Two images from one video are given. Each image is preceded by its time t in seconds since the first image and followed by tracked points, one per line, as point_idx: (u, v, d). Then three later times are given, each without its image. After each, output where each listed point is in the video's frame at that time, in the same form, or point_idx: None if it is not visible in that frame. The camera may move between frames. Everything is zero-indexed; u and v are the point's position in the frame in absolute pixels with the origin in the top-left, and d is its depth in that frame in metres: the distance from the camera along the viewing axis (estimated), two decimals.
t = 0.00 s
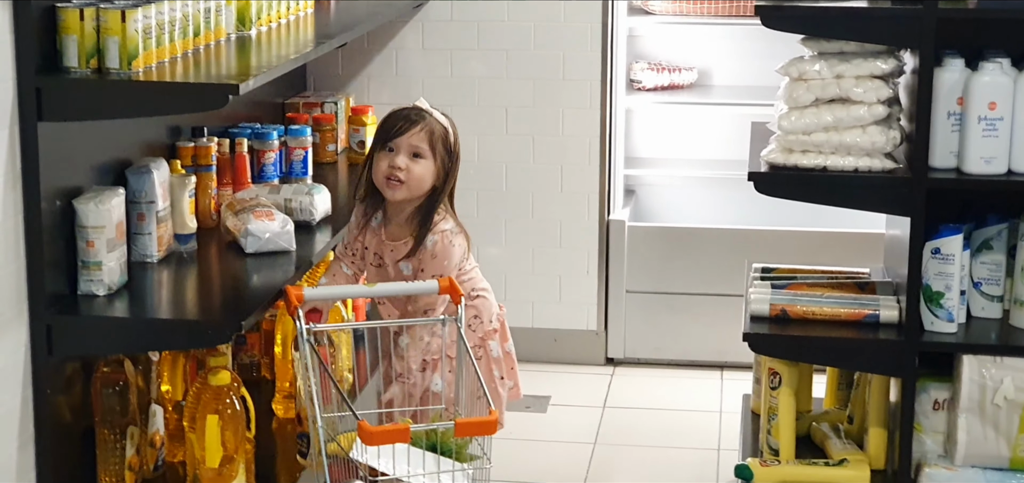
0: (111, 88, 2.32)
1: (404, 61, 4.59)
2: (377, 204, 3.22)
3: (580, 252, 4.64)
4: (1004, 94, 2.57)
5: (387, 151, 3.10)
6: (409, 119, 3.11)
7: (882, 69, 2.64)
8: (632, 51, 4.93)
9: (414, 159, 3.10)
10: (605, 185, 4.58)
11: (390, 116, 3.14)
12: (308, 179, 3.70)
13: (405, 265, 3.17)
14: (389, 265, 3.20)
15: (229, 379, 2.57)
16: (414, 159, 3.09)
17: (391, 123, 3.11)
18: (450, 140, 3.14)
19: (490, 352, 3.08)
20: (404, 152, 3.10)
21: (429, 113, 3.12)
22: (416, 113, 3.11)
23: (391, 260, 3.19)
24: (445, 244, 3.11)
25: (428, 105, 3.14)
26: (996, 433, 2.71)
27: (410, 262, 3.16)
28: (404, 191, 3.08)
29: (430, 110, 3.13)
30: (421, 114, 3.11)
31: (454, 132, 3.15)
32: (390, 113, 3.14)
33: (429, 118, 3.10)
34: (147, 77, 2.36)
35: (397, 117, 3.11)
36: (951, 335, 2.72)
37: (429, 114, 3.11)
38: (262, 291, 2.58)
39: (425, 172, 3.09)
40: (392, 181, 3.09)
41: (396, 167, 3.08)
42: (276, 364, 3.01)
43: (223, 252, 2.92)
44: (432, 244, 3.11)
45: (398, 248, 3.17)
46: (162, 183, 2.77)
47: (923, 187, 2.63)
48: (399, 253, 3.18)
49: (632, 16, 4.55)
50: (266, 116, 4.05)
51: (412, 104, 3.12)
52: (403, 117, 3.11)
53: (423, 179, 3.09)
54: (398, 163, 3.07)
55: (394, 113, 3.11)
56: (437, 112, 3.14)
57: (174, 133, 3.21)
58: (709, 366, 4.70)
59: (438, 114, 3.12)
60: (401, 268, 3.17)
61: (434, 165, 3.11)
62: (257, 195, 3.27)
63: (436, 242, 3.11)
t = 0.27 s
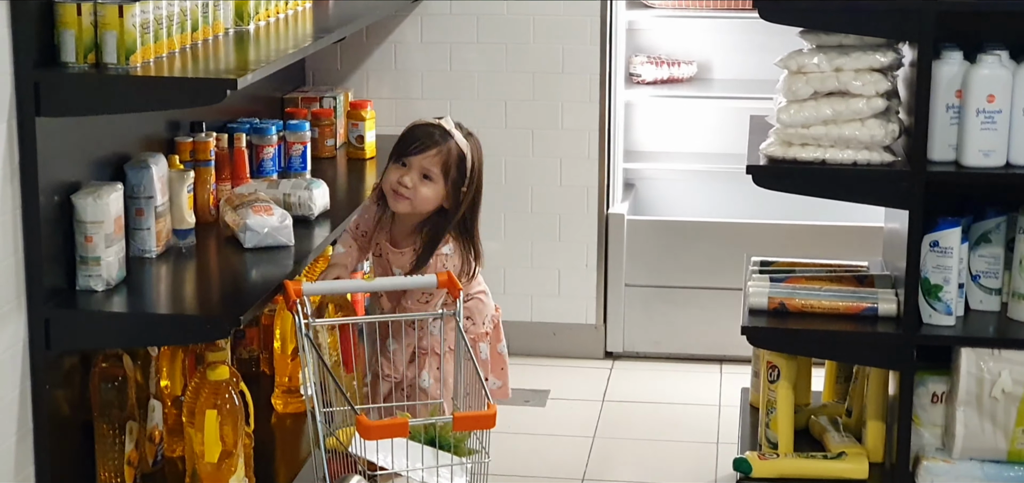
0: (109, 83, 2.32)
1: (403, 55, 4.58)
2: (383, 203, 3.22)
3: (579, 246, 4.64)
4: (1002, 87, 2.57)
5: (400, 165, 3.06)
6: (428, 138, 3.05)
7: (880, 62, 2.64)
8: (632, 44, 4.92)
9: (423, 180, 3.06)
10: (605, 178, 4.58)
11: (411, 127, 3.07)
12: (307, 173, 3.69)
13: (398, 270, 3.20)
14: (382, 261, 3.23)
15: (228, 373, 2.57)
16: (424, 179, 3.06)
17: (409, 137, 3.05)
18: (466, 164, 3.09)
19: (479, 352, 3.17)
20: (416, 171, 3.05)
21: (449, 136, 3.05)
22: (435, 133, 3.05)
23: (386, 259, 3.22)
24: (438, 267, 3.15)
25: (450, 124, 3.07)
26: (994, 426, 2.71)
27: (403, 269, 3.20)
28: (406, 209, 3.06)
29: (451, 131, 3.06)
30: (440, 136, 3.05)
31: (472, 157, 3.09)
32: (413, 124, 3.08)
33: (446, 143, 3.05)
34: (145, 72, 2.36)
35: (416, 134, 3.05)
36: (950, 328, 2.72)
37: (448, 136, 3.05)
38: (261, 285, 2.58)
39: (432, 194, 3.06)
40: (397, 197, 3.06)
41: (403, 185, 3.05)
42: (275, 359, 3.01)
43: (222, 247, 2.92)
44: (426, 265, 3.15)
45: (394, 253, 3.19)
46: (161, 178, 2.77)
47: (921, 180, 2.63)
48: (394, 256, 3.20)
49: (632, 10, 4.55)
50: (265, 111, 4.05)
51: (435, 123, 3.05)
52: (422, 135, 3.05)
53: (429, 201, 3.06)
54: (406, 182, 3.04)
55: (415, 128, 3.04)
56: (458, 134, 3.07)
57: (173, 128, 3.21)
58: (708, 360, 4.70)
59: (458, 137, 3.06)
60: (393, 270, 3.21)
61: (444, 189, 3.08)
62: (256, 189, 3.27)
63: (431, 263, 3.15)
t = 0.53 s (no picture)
0: (106, 82, 2.32)
1: (400, 53, 4.59)
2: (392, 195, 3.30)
3: (576, 244, 4.64)
4: (998, 85, 2.57)
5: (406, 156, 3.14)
6: (434, 129, 3.12)
7: (877, 60, 2.64)
8: (629, 43, 4.92)
9: (428, 171, 3.13)
10: (602, 177, 4.58)
11: (419, 119, 3.15)
12: (305, 173, 3.68)
13: (400, 259, 3.27)
14: (388, 250, 3.30)
15: (225, 373, 2.57)
16: (429, 171, 3.13)
17: (416, 128, 3.13)
18: (471, 157, 3.15)
19: (478, 350, 3.24)
20: (421, 162, 3.13)
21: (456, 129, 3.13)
22: (441, 125, 3.12)
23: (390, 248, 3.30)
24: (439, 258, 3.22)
25: (457, 117, 3.14)
26: (991, 423, 2.72)
27: (404, 258, 3.26)
28: (411, 198, 3.14)
29: (457, 124, 3.13)
30: (446, 128, 3.12)
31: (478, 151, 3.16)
32: (421, 115, 3.15)
33: (452, 134, 3.12)
34: (142, 72, 2.35)
35: (422, 125, 3.13)
36: (947, 325, 2.72)
37: (454, 129, 3.13)
38: (258, 284, 2.58)
39: (436, 185, 3.13)
40: (402, 186, 3.14)
41: (408, 175, 3.12)
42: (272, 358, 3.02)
43: (219, 246, 2.91)
44: (428, 254, 3.23)
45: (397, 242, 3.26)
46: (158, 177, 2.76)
47: (918, 177, 2.63)
48: (397, 246, 3.27)
49: (629, 8, 4.55)
50: (262, 110, 4.05)
51: (442, 114, 3.13)
52: (428, 127, 3.12)
53: (434, 192, 3.13)
54: (410, 173, 3.12)
55: (422, 120, 3.12)
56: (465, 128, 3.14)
57: (170, 127, 3.21)
58: (706, 358, 4.70)
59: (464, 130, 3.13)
60: (396, 259, 3.28)
61: (448, 180, 3.14)
62: (253, 188, 3.27)
63: (432, 254, 3.23)
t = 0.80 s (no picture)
0: (101, 84, 2.32)
1: (396, 53, 4.59)
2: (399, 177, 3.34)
3: (573, 243, 4.64)
4: (993, 84, 2.57)
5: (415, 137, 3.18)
6: (442, 111, 3.18)
7: (872, 59, 2.64)
8: (625, 42, 4.93)
9: (437, 151, 3.18)
10: (599, 176, 4.58)
11: (427, 101, 3.20)
12: (301, 173, 3.69)
13: (405, 238, 3.30)
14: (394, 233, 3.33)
15: (222, 374, 2.57)
16: (437, 152, 3.18)
17: (424, 110, 3.19)
18: (478, 139, 3.21)
19: (473, 346, 3.31)
20: (430, 143, 3.18)
21: (462, 109, 3.19)
22: (449, 106, 3.18)
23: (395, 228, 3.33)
24: (444, 239, 3.25)
25: (465, 100, 3.20)
26: (987, 421, 2.72)
27: (409, 238, 3.29)
28: (421, 179, 3.18)
29: (464, 106, 3.19)
30: (454, 109, 3.18)
31: (484, 133, 3.22)
32: (429, 98, 3.21)
33: (460, 114, 3.18)
34: (137, 73, 2.35)
35: (431, 107, 3.18)
36: (942, 324, 2.72)
37: (462, 111, 3.19)
38: (254, 285, 2.58)
39: (445, 165, 3.18)
40: (411, 167, 3.18)
41: (417, 156, 3.17)
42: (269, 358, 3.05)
43: (216, 247, 2.92)
44: (432, 236, 3.25)
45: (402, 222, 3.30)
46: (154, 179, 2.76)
47: (913, 177, 2.64)
48: (402, 225, 3.31)
49: (625, 7, 4.55)
50: (259, 111, 4.05)
51: (450, 96, 3.19)
52: (437, 108, 3.18)
53: (443, 172, 3.18)
54: (419, 153, 3.16)
55: (430, 102, 3.18)
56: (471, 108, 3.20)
57: (167, 128, 3.21)
58: (703, 357, 4.71)
59: (472, 113, 3.19)
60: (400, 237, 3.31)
61: (456, 160, 3.19)
62: (249, 189, 3.27)
63: (437, 234, 3.25)
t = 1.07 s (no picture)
0: (94, 87, 2.32)
1: (391, 54, 4.59)
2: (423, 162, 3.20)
3: (568, 244, 4.64)
4: (986, 85, 2.58)
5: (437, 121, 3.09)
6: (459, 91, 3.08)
7: (865, 60, 2.65)
8: (620, 43, 4.93)
9: (463, 132, 3.08)
10: (593, 177, 4.58)
11: (441, 84, 3.11)
12: (296, 175, 3.70)
13: (437, 221, 3.14)
14: (421, 219, 3.17)
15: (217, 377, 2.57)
16: (462, 133, 3.08)
17: (441, 94, 3.09)
18: (499, 113, 3.12)
19: (487, 341, 3.19)
20: (454, 124, 3.08)
21: (480, 85, 3.09)
22: (467, 85, 3.08)
23: (425, 211, 3.16)
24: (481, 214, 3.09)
25: (480, 77, 3.11)
26: (982, 422, 2.72)
27: (444, 218, 3.13)
28: (451, 161, 3.08)
29: (481, 83, 3.09)
30: (471, 87, 3.08)
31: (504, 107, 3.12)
32: (442, 82, 3.11)
33: (479, 91, 3.08)
34: (130, 76, 2.35)
35: (447, 90, 3.08)
36: (937, 325, 2.73)
37: (480, 87, 3.09)
38: (249, 288, 2.58)
39: (473, 144, 3.08)
40: (437, 152, 3.08)
41: (443, 139, 3.07)
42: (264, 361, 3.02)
43: (211, 249, 2.92)
44: (471, 207, 3.08)
45: (433, 205, 3.14)
46: (148, 182, 2.77)
47: (907, 177, 2.64)
48: (434, 209, 3.14)
49: (619, 8, 4.56)
50: (253, 113, 4.05)
51: (464, 76, 3.09)
52: (453, 90, 3.08)
53: (470, 152, 3.08)
54: (445, 136, 3.06)
55: (445, 84, 3.08)
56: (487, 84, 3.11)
57: (161, 131, 3.21)
58: (698, 357, 4.71)
59: (490, 88, 3.09)
60: (432, 222, 3.14)
61: (482, 137, 3.10)
62: (244, 192, 3.27)
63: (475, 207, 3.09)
